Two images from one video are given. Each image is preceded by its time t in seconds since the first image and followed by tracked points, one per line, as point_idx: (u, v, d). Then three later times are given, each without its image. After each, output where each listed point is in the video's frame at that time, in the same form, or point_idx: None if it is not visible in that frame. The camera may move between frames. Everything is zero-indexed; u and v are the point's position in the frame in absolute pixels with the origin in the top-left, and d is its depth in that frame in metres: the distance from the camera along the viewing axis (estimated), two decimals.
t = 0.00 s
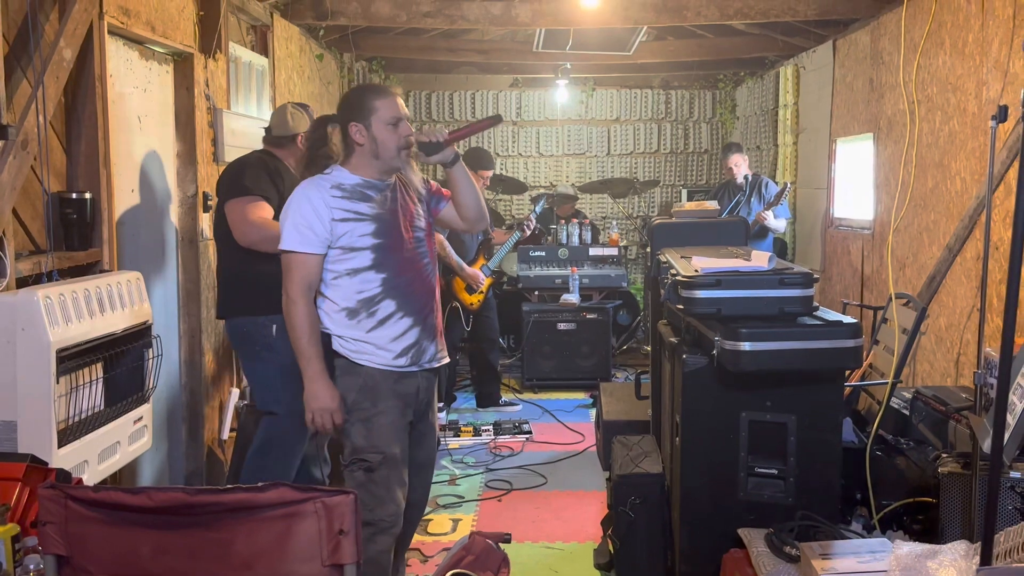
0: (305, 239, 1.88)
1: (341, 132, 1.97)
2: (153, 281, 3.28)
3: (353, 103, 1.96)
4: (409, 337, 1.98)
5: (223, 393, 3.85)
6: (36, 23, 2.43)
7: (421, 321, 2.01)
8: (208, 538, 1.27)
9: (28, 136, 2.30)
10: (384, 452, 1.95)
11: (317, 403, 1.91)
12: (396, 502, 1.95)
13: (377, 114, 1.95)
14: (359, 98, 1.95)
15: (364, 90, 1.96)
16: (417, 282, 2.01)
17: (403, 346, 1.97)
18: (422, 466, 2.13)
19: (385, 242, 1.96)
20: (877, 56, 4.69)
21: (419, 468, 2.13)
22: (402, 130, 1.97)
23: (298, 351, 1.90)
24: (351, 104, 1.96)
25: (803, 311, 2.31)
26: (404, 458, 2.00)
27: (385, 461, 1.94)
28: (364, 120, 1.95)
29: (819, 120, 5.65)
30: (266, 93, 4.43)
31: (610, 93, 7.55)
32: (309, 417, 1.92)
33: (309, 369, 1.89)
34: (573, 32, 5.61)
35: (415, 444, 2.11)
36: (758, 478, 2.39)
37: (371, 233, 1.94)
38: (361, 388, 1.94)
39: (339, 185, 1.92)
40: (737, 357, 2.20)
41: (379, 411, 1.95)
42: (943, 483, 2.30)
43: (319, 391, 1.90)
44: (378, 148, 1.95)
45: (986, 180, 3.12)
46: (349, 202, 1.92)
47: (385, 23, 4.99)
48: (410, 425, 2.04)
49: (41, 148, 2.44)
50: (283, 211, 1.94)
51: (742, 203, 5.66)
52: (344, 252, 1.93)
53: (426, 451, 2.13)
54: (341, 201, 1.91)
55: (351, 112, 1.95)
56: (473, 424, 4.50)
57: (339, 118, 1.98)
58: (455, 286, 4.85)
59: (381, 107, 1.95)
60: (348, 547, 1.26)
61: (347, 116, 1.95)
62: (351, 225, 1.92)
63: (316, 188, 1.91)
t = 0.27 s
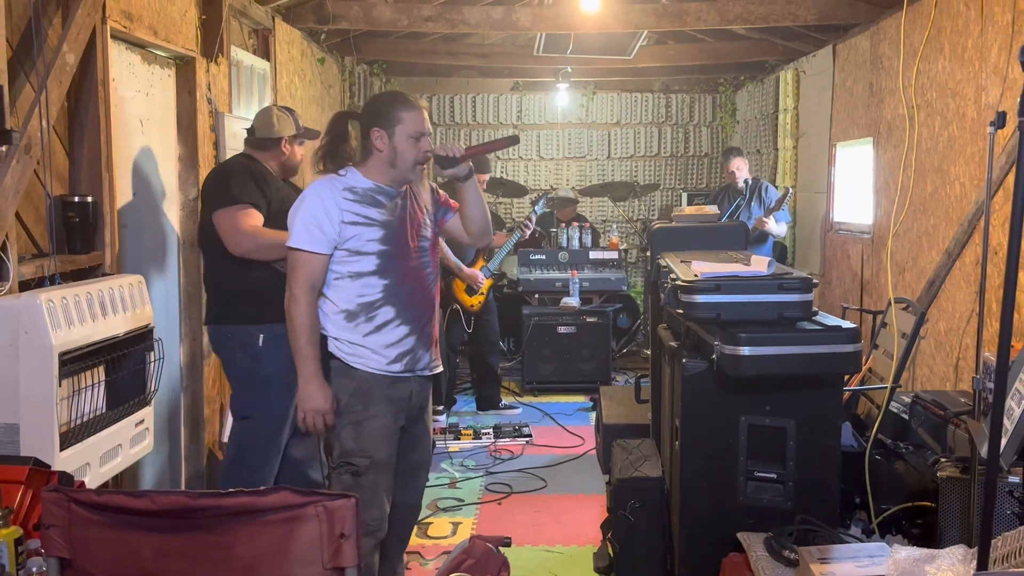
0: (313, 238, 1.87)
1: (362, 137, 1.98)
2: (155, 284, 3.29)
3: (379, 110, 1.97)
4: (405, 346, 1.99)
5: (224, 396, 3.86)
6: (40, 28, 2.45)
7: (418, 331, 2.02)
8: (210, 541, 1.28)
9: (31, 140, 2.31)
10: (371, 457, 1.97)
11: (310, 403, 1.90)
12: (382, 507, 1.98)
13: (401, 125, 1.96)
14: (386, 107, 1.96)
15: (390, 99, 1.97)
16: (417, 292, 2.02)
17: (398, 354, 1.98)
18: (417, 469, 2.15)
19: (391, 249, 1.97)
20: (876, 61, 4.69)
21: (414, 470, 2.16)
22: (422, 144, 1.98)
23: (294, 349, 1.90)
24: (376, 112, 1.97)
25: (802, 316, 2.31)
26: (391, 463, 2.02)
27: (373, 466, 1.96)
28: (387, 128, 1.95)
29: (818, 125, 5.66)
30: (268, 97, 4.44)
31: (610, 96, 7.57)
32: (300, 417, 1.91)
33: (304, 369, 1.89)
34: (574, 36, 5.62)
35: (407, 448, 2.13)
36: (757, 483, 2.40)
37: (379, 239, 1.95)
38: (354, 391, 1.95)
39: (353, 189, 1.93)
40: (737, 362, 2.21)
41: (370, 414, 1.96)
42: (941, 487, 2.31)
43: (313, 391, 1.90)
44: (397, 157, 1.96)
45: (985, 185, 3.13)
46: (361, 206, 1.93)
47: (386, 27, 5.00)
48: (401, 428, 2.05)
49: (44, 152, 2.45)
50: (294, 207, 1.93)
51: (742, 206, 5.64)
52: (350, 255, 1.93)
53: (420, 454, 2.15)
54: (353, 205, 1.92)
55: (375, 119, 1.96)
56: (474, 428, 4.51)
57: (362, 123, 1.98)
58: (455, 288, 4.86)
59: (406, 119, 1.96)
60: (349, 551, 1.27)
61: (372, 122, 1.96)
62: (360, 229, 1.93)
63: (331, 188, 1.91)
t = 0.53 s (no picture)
0: (317, 236, 1.85)
1: (365, 134, 1.97)
2: (154, 283, 3.28)
3: (383, 107, 1.95)
4: (404, 346, 1.99)
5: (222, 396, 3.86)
6: (39, 25, 2.45)
7: (416, 331, 2.02)
8: (207, 539, 1.28)
9: (30, 138, 2.31)
10: (367, 462, 1.96)
11: (314, 403, 1.88)
12: (377, 510, 1.98)
13: (406, 123, 1.95)
14: (391, 104, 1.95)
15: (395, 97, 1.96)
16: (416, 292, 2.02)
17: (397, 354, 1.98)
18: (410, 469, 2.14)
19: (392, 248, 1.96)
20: (877, 63, 4.69)
21: (408, 471, 2.15)
22: (425, 143, 1.98)
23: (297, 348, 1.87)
24: (380, 109, 1.96)
25: (801, 316, 2.31)
26: (387, 468, 2.01)
27: (369, 471, 1.96)
28: (391, 125, 1.94)
29: (818, 127, 5.66)
30: (268, 97, 4.44)
31: (610, 98, 7.57)
32: (306, 417, 1.89)
33: (307, 368, 1.87)
34: (574, 38, 5.62)
35: (402, 448, 2.12)
36: (756, 484, 2.40)
37: (380, 238, 1.94)
38: (353, 394, 1.94)
39: (356, 187, 1.91)
40: (736, 362, 2.21)
41: (367, 419, 1.95)
42: (941, 488, 2.31)
43: (316, 390, 1.88)
44: (400, 155, 1.95)
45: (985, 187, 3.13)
46: (364, 204, 1.91)
47: (387, 28, 5.01)
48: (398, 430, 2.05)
49: (43, 150, 2.45)
50: (295, 203, 1.90)
51: (741, 210, 5.67)
52: (352, 253, 1.92)
53: (414, 454, 2.14)
54: (356, 202, 1.90)
55: (379, 116, 1.95)
56: (473, 428, 4.51)
57: (365, 119, 1.97)
58: (447, 288, 4.87)
59: (411, 117, 1.96)
60: (346, 549, 1.26)
61: (376, 119, 1.95)
62: (363, 228, 1.91)
63: (334, 185, 1.89)
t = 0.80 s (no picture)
0: (316, 235, 1.82)
1: (352, 128, 1.94)
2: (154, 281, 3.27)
3: (369, 100, 1.93)
4: (405, 346, 1.98)
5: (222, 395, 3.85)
6: (40, 23, 2.45)
7: (416, 329, 2.02)
8: (206, 536, 1.27)
9: (30, 136, 2.31)
10: (368, 472, 1.94)
11: (332, 406, 1.84)
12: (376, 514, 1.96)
13: (395, 116, 1.93)
14: (378, 97, 1.93)
15: (384, 90, 1.94)
16: (414, 290, 2.01)
17: (400, 354, 1.97)
18: (408, 469, 2.13)
19: (391, 246, 1.95)
20: (878, 64, 4.68)
21: (404, 470, 2.12)
22: (414, 136, 1.97)
23: (307, 352, 1.83)
24: (367, 102, 1.93)
25: (803, 316, 2.31)
26: (386, 475, 1.99)
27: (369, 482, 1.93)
28: (380, 119, 1.92)
29: (819, 128, 5.66)
30: (268, 96, 4.44)
31: (611, 99, 7.57)
32: (325, 421, 1.85)
33: (322, 372, 1.82)
34: (575, 38, 5.62)
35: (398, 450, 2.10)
36: (756, 484, 2.39)
37: (379, 236, 1.93)
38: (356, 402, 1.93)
39: (350, 184, 1.89)
40: (737, 362, 2.20)
41: (368, 427, 1.94)
42: (942, 490, 2.30)
43: (332, 394, 1.84)
44: (390, 150, 1.94)
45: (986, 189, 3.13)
46: (360, 201, 1.89)
47: (387, 28, 5.01)
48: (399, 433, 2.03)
49: (43, 148, 2.45)
50: (289, 203, 1.86)
51: (742, 209, 5.65)
52: (352, 253, 1.89)
53: (410, 454, 2.13)
54: (352, 200, 1.88)
55: (367, 110, 1.92)
56: (472, 429, 4.50)
57: (351, 113, 1.94)
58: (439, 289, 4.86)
59: (400, 110, 1.94)
60: (345, 547, 1.26)
61: (364, 113, 1.92)
62: (361, 226, 1.89)
63: (328, 183, 1.86)
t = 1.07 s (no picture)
0: (318, 242, 1.78)
1: (339, 131, 1.90)
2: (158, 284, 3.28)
3: (356, 102, 1.89)
4: (404, 352, 1.98)
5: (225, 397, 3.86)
6: (48, 27, 2.46)
7: (414, 334, 2.01)
8: (215, 539, 1.28)
9: (37, 139, 2.32)
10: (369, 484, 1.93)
11: (343, 418, 1.81)
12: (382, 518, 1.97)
13: (384, 118, 1.90)
14: (366, 99, 1.89)
15: (372, 91, 1.90)
16: (411, 294, 2.00)
17: (401, 360, 1.96)
18: (409, 475, 2.10)
19: (389, 251, 1.93)
20: (881, 70, 4.69)
21: (403, 477, 2.10)
22: (402, 139, 1.94)
23: (315, 363, 1.79)
24: (354, 104, 1.89)
25: (807, 322, 2.31)
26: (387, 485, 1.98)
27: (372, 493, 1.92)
28: (368, 121, 1.89)
29: (822, 134, 5.68)
30: (273, 99, 4.46)
31: (614, 103, 7.59)
32: (337, 434, 1.82)
33: (331, 384, 1.79)
34: (578, 43, 5.63)
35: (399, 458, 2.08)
36: (760, 489, 2.40)
37: (377, 241, 1.91)
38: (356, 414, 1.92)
39: (345, 189, 1.86)
40: (741, 367, 2.21)
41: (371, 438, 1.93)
42: (946, 497, 2.30)
43: (342, 406, 1.81)
44: (380, 153, 1.91)
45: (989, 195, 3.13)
46: (357, 206, 1.86)
47: (392, 32, 5.03)
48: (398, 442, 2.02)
49: (50, 151, 2.46)
50: (284, 210, 1.82)
51: (744, 214, 5.65)
52: (352, 259, 1.87)
53: (411, 461, 2.11)
54: (349, 205, 1.85)
55: (354, 112, 1.89)
56: (475, 432, 4.50)
57: (338, 116, 1.90)
58: (436, 293, 4.96)
59: (389, 112, 1.91)
60: (353, 550, 1.26)
61: (353, 115, 1.89)
62: (360, 232, 1.87)
63: (324, 189, 1.83)
